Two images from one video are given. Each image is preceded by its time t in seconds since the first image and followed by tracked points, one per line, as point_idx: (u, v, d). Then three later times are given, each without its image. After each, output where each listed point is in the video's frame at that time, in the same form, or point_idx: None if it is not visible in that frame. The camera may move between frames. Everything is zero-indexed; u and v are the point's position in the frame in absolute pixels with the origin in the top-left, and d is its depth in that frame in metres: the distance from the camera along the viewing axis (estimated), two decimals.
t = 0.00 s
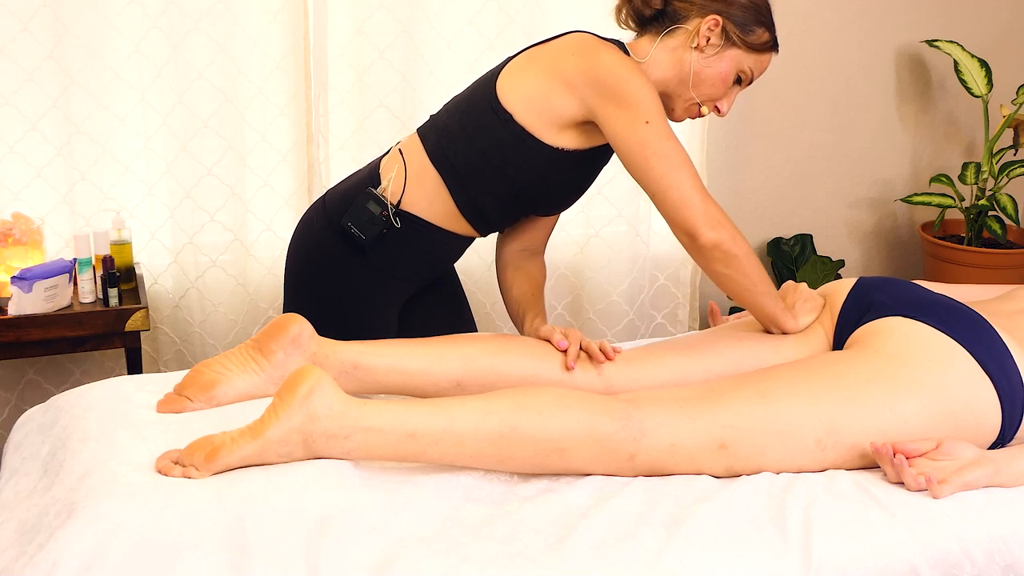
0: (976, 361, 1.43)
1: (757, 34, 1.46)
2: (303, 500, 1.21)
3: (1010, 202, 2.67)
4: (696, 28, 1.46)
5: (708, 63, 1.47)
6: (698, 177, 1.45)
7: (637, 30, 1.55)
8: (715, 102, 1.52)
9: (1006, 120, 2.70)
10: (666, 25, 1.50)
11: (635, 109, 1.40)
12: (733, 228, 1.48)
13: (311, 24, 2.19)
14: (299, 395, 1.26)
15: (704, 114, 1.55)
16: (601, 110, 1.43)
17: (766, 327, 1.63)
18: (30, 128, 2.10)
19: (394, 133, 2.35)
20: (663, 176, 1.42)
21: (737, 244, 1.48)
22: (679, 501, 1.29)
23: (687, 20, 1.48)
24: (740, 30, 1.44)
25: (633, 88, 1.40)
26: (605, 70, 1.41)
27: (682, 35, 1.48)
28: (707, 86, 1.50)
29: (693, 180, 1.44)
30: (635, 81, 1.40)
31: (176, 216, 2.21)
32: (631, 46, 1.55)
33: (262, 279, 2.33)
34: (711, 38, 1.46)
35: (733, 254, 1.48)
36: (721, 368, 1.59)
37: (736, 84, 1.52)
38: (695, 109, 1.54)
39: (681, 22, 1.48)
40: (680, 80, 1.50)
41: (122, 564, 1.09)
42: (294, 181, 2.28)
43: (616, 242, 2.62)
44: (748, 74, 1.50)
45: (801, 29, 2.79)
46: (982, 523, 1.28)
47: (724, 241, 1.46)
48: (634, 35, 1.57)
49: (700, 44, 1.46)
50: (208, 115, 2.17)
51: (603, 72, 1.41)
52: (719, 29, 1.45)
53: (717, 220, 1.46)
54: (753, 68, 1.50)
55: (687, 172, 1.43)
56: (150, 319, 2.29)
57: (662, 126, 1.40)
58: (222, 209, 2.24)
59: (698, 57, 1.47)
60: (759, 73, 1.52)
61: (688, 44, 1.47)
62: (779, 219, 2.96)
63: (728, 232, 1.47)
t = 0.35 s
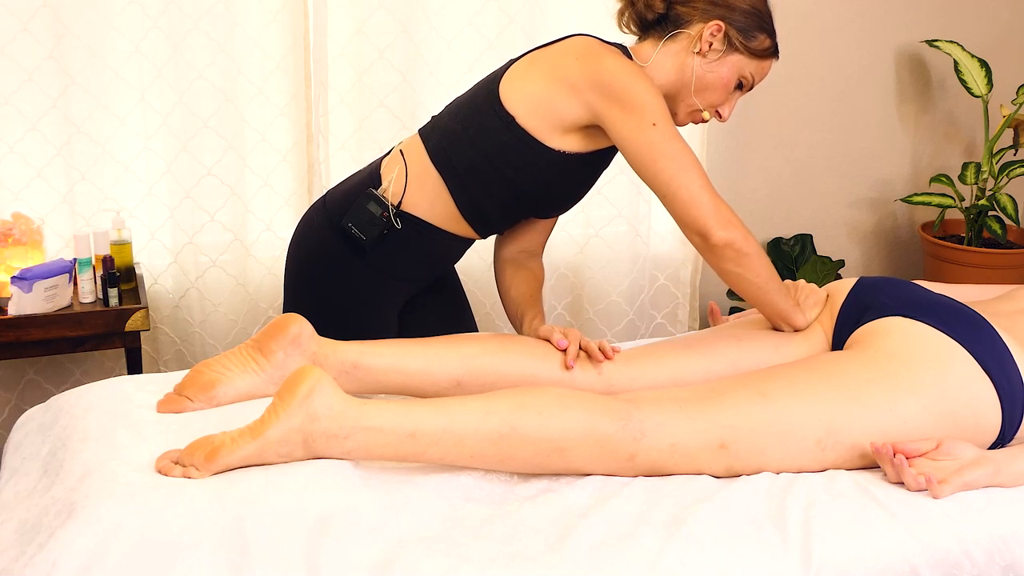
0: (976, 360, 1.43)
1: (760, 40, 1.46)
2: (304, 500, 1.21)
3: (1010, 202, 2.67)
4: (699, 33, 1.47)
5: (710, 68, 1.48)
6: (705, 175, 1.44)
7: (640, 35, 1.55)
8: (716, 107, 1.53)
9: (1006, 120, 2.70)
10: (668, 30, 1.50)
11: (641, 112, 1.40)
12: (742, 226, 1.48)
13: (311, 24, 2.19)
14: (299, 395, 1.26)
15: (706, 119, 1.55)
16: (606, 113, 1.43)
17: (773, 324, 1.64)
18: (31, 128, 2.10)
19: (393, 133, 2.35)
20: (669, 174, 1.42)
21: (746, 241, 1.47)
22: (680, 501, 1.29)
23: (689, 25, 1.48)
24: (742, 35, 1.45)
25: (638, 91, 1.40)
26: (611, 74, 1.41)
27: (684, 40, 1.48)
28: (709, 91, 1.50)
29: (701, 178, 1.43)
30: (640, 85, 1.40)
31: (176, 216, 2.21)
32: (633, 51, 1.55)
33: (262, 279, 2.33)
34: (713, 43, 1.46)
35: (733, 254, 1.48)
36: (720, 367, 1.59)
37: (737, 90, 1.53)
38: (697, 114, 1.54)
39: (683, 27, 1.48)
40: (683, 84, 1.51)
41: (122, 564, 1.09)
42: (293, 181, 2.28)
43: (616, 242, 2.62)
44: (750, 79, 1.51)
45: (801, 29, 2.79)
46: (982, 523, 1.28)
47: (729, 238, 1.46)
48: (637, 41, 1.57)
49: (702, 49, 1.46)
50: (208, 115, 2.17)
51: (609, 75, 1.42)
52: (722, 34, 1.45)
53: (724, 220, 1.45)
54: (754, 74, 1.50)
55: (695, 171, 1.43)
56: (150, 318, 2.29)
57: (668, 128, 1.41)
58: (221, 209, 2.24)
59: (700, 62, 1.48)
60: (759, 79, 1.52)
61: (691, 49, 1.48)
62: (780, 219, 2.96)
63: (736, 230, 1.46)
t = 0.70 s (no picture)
0: (976, 360, 1.43)
1: (759, 43, 1.47)
2: (304, 500, 1.21)
3: (1010, 202, 2.67)
4: (699, 36, 1.47)
5: (710, 70, 1.48)
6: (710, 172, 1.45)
7: (638, 38, 1.55)
8: (715, 110, 1.53)
9: (1006, 120, 2.70)
10: (668, 33, 1.50)
11: (646, 112, 1.40)
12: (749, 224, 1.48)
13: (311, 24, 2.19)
14: (300, 395, 1.26)
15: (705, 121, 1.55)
16: (610, 113, 1.43)
17: (779, 323, 1.64)
18: (31, 128, 2.10)
19: (393, 133, 2.35)
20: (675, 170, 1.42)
21: (751, 237, 1.47)
22: (680, 501, 1.29)
23: (689, 28, 1.48)
24: (742, 38, 1.45)
25: (642, 92, 1.40)
26: (612, 75, 1.42)
27: (684, 43, 1.48)
28: (709, 94, 1.50)
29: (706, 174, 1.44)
30: (643, 86, 1.41)
31: (176, 216, 2.21)
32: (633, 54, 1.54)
33: (262, 279, 2.33)
34: (713, 46, 1.46)
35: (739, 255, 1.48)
36: (719, 367, 1.59)
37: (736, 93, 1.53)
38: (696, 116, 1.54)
39: (683, 30, 1.48)
40: (683, 87, 1.50)
41: (122, 564, 1.09)
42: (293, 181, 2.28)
43: (616, 242, 2.62)
44: (748, 83, 1.51)
45: (801, 29, 2.79)
46: (982, 523, 1.28)
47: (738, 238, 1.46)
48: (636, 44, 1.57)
49: (702, 52, 1.46)
50: (208, 115, 2.17)
51: (610, 76, 1.42)
52: (722, 37, 1.45)
53: (731, 217, 1.45)
54: (753, 77, 1.50)
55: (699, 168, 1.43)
56: (150, 318, 2.29)
57: (673, 126, 1.41)
58: (222, 209, 2.24)
59: (700, 65, 1.48)
60: (758, 82, 1.52)
61: (690, 52, 1.48)
62: (780, 219, 2.96)
63: (741, 227, 1.46)
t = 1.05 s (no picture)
0: (976, 361, 1.43)
1: None
2: (304, 501, 1.21)
3: (1010, 202, 2.67)
4: None
5: (672, 30, 1.48)
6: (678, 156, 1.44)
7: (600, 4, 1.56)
8: (680, 70, 1.52)
9: (1006, 120, 2.70)
10: None
11: (606, 99, 1.41)
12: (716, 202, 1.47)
13: (311, 24, 2.19)
14: (299, 396, 1.26)
15: (671, 82, 1.54)
16: (573, 99, 1.43)
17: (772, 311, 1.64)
18: (30, 127, 2.10)
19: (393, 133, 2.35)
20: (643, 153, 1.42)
21: (718, 212, 1.46)
22: (680, 502, 1.29)
23: None
24: None
25: (603, 77, 1.40)
26: (574, 59, 1.42)
27: (643, 6, 1.50)
28: (674, 54, 1.50)
29: (672, 158, 1.43)
30: (603, 71, 1.40)
31: (176, 216, 2.21)
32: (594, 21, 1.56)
33: (262, 280, 2.33)
34: (673, 7, 1.46)
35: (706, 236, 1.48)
36: (716, 368, 1.58)
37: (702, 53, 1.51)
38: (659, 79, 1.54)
39: None
40: (645, 50, 1.51)
41: (122, 564, 1.09)
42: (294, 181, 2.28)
43: (615, 242, 2.62)
44: (713, 40, 1.49)
45: (801, 28, 2.79)
46: (982, 523, 1.28)
47: (704, 214, 1.45)
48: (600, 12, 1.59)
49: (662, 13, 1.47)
50: (208, 115, 2.17)
51: (574, 61, 1.42)
52: None
53: (695, 199, 1.44)
54: (717, 34, 1.48)
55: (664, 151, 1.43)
56: (150, 318, 2.29)
57: (635, 113, 1.41)
58: (222, 209, 2.24)
59: (661, 27, 1.48)
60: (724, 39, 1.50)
61: (651, 15, 1.49)
62: (780, 219, 2.96)
63: (710, 202, 1.45)
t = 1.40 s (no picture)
0: (975, 362, 1.43)
1: None
2: (303, 501, 1.21)
3: (1010, 202, 2.67)
4: None
5: None
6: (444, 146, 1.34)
7: None
8: None
9: (1006, 120, 2.70)
10: None
11: (385, 69, 1.28)
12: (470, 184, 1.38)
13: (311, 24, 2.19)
14: (298, 396, 1.26)
15: None
16: (364, 60, 1.30)
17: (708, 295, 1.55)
18: (31, 128, 2.10)
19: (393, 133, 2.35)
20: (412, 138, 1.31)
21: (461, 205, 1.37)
22: (680, 501, 1.29)
23: None
24: None
25: (388, 43, 1.26)
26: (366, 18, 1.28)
27: None
28: None
29: (442, 149, 1.34)
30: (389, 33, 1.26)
31: (176, 216, 2.21)
32: None
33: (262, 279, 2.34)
34: None
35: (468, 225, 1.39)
36: (712, 369, 1.58)
37: None
38: None
39: None
40: None
41: (121, 564, 1.09)
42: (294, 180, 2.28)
43: (615, 242, 2.63)
44: None
45: (801, 28, 2.79)
46: (982, 523, 1.28)
47: (457, 211, 1.37)
48: None
49: None
50: (208, 115, 2.17)
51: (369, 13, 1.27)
52: None
53: (429, 188, 1.35)
54: None
55: (436, 138, 1.33)
56: (150, 319, 2.29)
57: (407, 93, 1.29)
58: (222, 209, 2.24)
59: None
60: None
61: None
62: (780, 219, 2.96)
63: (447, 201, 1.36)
